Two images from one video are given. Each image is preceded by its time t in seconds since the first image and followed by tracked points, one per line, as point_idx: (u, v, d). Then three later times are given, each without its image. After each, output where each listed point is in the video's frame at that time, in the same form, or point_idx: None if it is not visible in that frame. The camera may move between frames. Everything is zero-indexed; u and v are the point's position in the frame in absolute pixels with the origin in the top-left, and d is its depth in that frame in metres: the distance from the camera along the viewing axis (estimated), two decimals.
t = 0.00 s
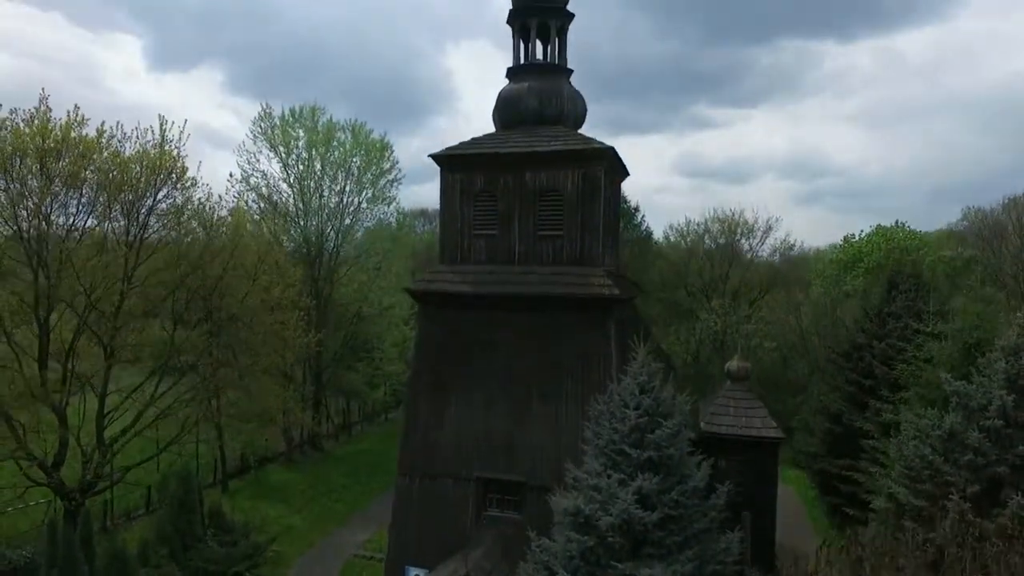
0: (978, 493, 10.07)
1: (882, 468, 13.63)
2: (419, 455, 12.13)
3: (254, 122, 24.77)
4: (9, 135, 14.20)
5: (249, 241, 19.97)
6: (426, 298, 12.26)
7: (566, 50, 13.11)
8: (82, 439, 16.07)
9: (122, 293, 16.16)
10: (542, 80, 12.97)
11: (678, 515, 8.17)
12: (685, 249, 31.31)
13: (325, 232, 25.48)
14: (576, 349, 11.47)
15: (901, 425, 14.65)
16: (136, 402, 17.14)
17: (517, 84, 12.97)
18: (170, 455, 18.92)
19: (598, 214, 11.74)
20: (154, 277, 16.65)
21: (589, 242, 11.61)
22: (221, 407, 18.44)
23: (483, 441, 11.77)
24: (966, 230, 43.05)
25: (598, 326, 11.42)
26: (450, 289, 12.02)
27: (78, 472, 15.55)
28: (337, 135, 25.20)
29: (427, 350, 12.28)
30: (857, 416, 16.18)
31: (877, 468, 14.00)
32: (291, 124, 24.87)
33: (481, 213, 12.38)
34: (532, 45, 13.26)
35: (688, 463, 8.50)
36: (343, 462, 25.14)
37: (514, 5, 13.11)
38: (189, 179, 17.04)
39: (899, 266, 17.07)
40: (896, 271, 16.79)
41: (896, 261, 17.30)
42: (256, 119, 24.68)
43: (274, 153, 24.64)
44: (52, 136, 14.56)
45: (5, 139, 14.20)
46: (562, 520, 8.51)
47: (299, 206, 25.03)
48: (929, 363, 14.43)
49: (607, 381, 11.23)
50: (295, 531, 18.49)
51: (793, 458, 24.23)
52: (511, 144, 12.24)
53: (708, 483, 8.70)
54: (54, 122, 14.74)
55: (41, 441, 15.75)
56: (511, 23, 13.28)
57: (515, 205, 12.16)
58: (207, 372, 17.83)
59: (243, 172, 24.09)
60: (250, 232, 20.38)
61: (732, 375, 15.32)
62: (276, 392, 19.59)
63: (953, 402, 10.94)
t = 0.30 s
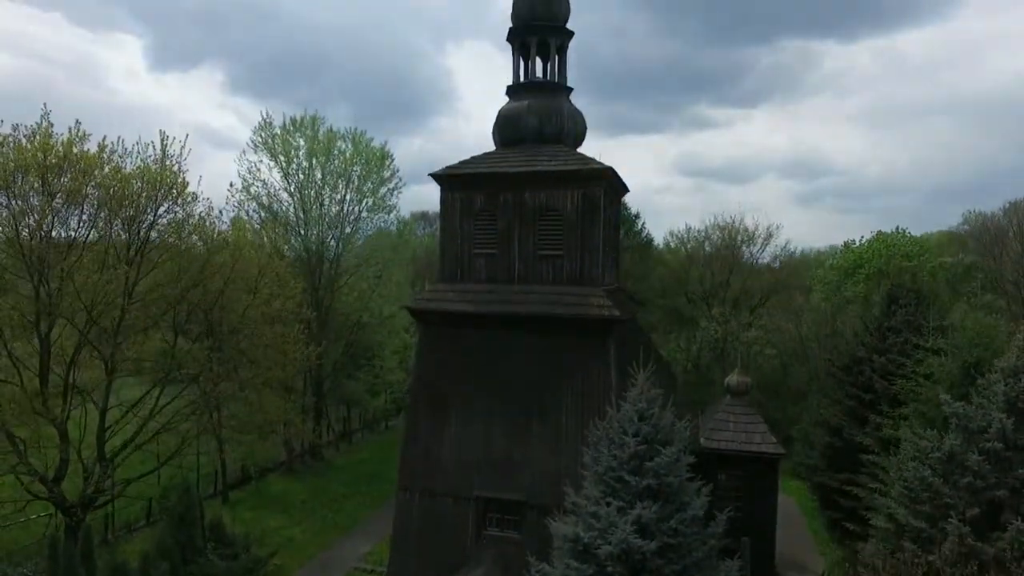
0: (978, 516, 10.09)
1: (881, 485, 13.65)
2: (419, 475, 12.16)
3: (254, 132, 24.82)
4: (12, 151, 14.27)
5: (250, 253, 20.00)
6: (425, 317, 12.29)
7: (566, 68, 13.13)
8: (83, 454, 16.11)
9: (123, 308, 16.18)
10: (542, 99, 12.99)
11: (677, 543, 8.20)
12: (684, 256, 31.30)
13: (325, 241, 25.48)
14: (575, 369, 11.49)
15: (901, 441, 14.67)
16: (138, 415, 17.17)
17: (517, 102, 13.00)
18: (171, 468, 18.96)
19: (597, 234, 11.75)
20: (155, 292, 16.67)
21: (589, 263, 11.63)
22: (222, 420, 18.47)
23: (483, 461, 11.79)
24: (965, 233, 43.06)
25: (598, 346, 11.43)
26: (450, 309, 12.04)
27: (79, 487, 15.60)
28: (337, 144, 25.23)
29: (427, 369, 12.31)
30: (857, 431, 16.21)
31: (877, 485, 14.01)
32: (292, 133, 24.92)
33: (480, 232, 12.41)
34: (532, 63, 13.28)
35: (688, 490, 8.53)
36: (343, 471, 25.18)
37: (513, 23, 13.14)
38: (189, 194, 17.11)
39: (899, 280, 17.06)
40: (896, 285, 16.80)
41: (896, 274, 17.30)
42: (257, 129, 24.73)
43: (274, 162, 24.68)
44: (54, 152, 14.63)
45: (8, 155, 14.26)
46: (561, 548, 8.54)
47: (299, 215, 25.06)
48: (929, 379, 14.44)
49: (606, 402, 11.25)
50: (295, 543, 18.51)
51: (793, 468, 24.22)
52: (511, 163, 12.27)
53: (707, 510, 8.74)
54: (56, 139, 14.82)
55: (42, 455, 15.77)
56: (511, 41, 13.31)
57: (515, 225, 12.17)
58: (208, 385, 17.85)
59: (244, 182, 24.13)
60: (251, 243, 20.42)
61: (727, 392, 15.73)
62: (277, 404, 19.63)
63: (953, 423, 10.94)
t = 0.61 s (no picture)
0: (977, 539, 10.11)
1: (881, 502, 13.65)
2: (419, 494, 12.16)
3: (255, 141, 24.84)
4: (12, 167, 14.25)
5: (250, 265, 19.99)
6: (425, 337, 12.30)
7: (566, 85, 13.11)
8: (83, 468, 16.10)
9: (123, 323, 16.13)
10: (542, 117, 12.98)
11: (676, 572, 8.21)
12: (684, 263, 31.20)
13: (325, 250, 25.47)
14: (575, 390, 11.50)
15: (901, 457, 14.66)
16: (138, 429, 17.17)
17: (517, 120, 13.00)
18: (171, 480, 18.97)
19: (597, 255, 11.76)
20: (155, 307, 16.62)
21: (588, 284, 11.64)
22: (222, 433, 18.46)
23: (483, 481, 11.79)
24: (965, 237, 42.96)
25: (598, 368, 11.43)
26: (450, 329, 12.05)
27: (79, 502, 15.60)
28: (337, 153, 25.23)
29: (427, 388, 12.32)
30: (857, 446, 16.20)
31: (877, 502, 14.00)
32: (292, 143, 24.93)
33: (480, 251, 12.41)
34: (532, 80, 13.26)
35: (687, 518, 8.53)
36: (344, 480, 25.16)
37: (513, 41, 13.13)
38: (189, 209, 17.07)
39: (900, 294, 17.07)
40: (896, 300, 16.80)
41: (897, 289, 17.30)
42: (257, 138, 24.75)
43: (274, 171, 24.69)
44: (55, 168, 14.60)
45: (9, 172, 14.25)
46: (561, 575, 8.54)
47: (299, 224, 25.06)
48: (929, 396, 14.45)
49: (606, 422, 11.26)
50: (295, 555, 18.51)
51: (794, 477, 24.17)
52: (511, 183, 12.28)
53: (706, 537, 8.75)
54: (56, 154, 14.81)
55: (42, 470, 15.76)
56: (511, 59, 13.31)
57: (515, 245, 12.19)
58: (208, 399, 17.82)
59: (244, 191, 24.13)
60: (250, 255, 20.42)
61: (727, 406, 15.74)
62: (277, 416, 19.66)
63: (953, 445, 10.91)
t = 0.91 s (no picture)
0: (977, 563, 10.15)
1: (881, 518, 13.63)
2: (419, 512, 12.18)
3: (255, 150, 24.85)
4: (13, 183, 14.33)
5: (252, 277, 19.98)
6: (426, 356, 12.32)
7: (565, 103, 13.11)
8: (83, 482, 16.10)
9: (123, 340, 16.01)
10: (541, 135, 12.99)
11: None
12: (684, 271, 31.15)
13: (326, 259, 25.48)
14: (575, 411, 11.52)
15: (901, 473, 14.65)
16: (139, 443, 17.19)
17: (517, 138, 13.00)
18: (172, 492, 18.98)
19: (597, 275, 11.77)
20: (155, 321, 16.61)
21: (588, 304, 11.65)
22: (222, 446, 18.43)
23: (483, 499, 11.80)
24: (966, 243, 42.88)
25: (597, 389, 11.45)
26: (450, 348, 12.07)
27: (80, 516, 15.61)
28: (337, 162, 25.23)
29: (427, 406, 12.36)
30: (858, 461, 16.20)
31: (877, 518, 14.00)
32: (293, 152, 24.94)
33: (480, 271, 12.42)
34: (532, 98, 13.26)
35: (686, 546, 8.53)
36: (344, 489, 25.17)
37: (513, 59, 13.13)
38: (190, 223, 17.06)
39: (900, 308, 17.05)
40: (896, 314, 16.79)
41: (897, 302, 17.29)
42: (257, 148, 24.78)
43: (275, 180, 24.71)
44: (55, 184, 14.68)
45: (10, 187, 14.33)
46: None
47: (300, 233, 25.08)
48: (929, 412, 14.45)
49: (606, 443, 11.28)
50: (295, 567, 18.49)
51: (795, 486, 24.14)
52: (511, 203, 12.29)
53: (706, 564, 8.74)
54: (57, 169, 14.88)
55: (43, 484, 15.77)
56: (511, 77, 13.32)
57: (515, 264, 12.19)
58: (209, 412, 17.85)
59: (244, 200, 24.15)
60: (250, 266, 20.43)
61: (727, 420, 15.75)
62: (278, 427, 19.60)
63: (953, 467, 10.90)
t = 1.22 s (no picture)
0: None
1: (881, 536, 13.63)
2: (420, 530, 12.20)
3: (256, 160, 24.87)
4: (14, 200, 14.52)
5: (253, 289, 19.98)
6: (427, 375, 12.33)
7: (565, 121, 13.12)
8: (84, 496, 16.10)
9: (123, 354, 15.95)
10: (541, 154, 13.01)
11: None
12: (685, 279, 31.12)
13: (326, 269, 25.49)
14: (575, 431, 11.52)
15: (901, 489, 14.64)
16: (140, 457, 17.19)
17: (517, 157, 13.01)
18: (173, 505, 18.98)
19: (597, 295, 11.76)
20: (156, 334, 16.65)
21: (588, 325, 11.64)
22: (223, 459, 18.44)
23: (483, 519, 11.81)
24: (967, 249, 42.84)
25: (597, 410, 11.45)
26: (450, 367, 12.07)
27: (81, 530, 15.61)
28: (338, 172, 25.25)
29: (428, 425, 12.38)
30: (858, 476, 16.18)
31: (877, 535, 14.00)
32: (293, 161, 24.96)
33: (480, 290, 12.42)
34: (532, 117, 13.27)
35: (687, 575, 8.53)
36: (345, 500, 25.14)
37: (514, 77, 13.16)
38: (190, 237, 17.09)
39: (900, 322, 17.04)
40: (897, 328, 16.78)
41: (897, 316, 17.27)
42: (258, 158, 24.80)
43: (275, 190, 24.73)
44: (56, 200, 14.80)
45: (11, 205, 14.53)
46: None
47: (300, 243, 25.09)
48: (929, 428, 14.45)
49: (606, 464, 11.29)
50: None
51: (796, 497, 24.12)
52: (511, 222, 12.30)
53: None
54: (58, 186, 15.02)
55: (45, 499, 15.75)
56: (511, 95, 13.33)
57: (515, 284, 12.19)
58: (209, 425, 17.85)
59: (245, 210, 24.17)
60: (251, 278, 20.44)
61: (727, 435, 15.71)
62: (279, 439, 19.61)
63: (953, 489, 10.90)
